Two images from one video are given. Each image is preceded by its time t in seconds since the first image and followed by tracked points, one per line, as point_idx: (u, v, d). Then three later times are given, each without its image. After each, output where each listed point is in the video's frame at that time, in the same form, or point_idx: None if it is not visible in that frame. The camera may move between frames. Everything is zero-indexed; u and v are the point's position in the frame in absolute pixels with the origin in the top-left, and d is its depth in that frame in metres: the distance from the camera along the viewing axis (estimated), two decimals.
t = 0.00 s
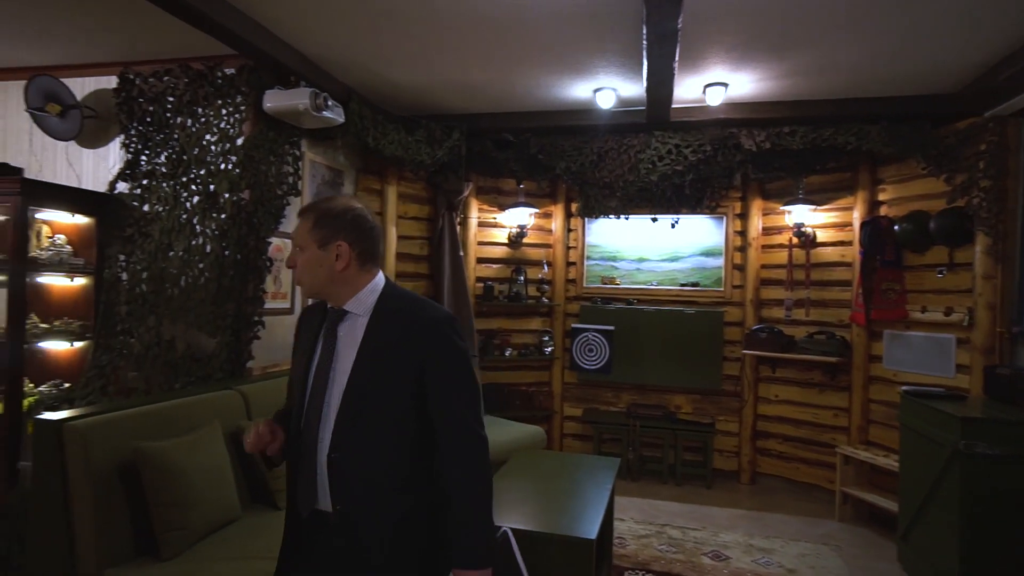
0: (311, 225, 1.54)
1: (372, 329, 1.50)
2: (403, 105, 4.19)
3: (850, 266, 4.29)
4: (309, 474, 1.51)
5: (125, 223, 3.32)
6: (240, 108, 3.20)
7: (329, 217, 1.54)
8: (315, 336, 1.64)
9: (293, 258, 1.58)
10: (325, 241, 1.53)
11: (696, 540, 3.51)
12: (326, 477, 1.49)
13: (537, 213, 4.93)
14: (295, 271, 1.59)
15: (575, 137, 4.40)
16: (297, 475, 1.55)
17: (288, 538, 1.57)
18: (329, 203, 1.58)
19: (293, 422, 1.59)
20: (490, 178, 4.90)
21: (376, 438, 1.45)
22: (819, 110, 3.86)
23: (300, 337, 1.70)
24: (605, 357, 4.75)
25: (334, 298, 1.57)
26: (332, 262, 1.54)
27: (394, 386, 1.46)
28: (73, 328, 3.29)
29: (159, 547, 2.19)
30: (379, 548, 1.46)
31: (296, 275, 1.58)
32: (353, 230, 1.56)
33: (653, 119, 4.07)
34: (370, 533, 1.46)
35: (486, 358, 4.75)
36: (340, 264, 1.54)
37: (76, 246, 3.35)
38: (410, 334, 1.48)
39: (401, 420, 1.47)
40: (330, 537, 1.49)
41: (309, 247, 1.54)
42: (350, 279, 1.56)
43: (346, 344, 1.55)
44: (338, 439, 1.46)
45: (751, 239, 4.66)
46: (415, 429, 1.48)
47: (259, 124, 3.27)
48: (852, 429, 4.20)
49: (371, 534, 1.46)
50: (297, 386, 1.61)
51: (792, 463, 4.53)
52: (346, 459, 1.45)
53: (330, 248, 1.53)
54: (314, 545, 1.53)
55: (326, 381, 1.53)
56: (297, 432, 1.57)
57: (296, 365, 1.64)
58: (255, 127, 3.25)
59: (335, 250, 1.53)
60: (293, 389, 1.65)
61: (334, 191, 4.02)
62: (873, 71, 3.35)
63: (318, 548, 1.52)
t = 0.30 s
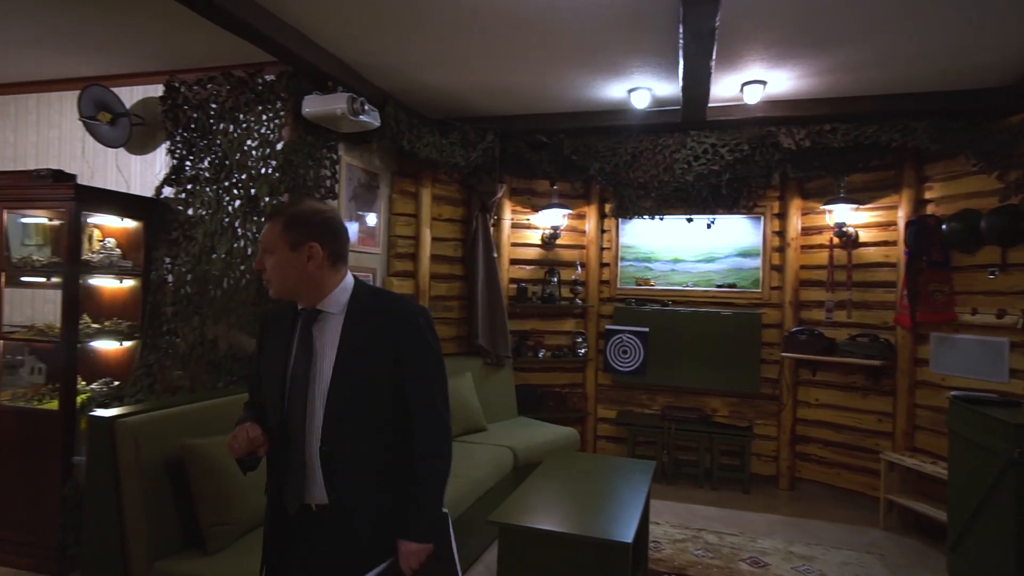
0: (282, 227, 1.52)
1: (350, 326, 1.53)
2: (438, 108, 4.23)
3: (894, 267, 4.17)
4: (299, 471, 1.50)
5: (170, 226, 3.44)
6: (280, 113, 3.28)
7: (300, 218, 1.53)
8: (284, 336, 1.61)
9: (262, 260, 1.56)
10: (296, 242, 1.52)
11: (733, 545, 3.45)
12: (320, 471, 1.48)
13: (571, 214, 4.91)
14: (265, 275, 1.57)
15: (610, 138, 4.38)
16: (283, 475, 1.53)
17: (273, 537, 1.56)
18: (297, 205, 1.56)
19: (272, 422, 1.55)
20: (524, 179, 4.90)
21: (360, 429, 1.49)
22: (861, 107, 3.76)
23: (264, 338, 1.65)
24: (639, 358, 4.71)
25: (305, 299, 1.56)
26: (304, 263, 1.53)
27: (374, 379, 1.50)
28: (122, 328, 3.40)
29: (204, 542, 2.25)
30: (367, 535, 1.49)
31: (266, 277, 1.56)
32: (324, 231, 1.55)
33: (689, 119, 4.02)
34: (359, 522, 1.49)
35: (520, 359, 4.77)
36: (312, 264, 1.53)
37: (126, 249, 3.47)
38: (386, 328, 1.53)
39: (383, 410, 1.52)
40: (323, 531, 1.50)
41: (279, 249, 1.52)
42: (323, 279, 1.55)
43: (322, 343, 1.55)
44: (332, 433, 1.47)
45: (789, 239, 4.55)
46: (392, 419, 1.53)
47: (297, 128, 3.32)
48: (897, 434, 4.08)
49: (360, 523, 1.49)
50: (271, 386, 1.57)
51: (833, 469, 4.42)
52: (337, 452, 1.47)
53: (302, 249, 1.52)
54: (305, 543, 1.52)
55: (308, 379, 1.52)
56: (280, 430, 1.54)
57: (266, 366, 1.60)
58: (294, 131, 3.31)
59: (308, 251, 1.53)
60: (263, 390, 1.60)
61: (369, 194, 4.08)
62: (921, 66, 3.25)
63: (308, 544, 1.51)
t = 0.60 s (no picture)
0: (278, 230, 1.52)
1: (353, 321, 1.53)
2: (470, 110, 4.25)
3: (939, 267, 4.04)
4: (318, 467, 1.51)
5: (210, 229, 3.53)
6: (315, 117, 3.34)
7: (296, 221, 1.53)
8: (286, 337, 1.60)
9: (257, 264, 1.55)
10: (293, 245, 1.52)
11: (769, 551, 3.38)
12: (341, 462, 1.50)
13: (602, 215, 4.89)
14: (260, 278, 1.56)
15: (642, 137, 4.34)
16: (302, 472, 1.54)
17: (297, 532, 1.60)
18: (293, 209, 1.56)
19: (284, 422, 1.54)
20: (555, 180, 4.89)
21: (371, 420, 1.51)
22: (903, 102, 3.65)
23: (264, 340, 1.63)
24: (672, 360, 4.66)
25: (301, 301, 1.55)
26: (302, 265, 1.52)
27: (380, 369, 1.53)
28: (164, 327, 3.50)
29: (242, 537, 2.30)
30: (388, 522, 1.53)
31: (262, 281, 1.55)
32: (321, 234, 1.55)
33: (723, 117, 3.96)
34: (381, 509, 1.52)
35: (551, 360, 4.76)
36: (309, 267, 1.53)
37: (167, 251, 3.57)
38: (385, 319, 1.55)
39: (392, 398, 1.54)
40: (349, 522, 1.53)
41: (276, 252, 1.52)
42: (321, 280, 1.55)
43: (326, 340, 1.54)
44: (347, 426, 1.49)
45: (827, 238, 4.45)
46: (399, 407, 1.56)
47: (332, 131, 3.38)
48: (942, 440, 3.95)
49: (383, 509, 1.52)
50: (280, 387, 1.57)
51: (873, 474, 4.30)
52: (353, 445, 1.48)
53: (299, 251, 1.52)
54: (327, 536, 1.54)
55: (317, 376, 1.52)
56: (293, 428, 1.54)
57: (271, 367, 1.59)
58: (329, 135, 3.37)
59: (306, 252, 1.52)
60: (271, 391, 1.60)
61: (402, 195, 4.12)
62: (968, 59, 3.14)
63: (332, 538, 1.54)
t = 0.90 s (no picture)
0: (308, 228, 1.53)
1: (378, 320, 1.54)
2: (498, 109, 4.26)
3: (983, 265, 3.91)
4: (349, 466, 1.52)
5: (245, 230, 3.60)
6: (346, 119, 3.38)
7: (326, 220, 1.54)
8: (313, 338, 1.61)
9: (286, 262, 1.54)
10: (324, 244, 1.53)
11: (804, 555, 3.31)
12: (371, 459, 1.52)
13: (631, 214, 4.85)
14: (286, 275, 1.56)
15: (672, 135, 4.30)
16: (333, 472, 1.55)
17: (329, 528, 1.61)
18: (321, 209, 1.57)
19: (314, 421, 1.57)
20: (584, 179, 4.87)
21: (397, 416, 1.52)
22: (945, 96, 3.54)
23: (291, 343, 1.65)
24: (702, 360, 4.61)
25: (328, 299, 1.56)
26: (332, 264, 1.53)
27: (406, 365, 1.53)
28: (200, 326, 3.58)
29: (276, 532, 2.34)
30: (416, 516, 1.53)
31: (290, 279, 1.55)
32: (350, 234, 1.57)
33: (756, 113, 3.90)
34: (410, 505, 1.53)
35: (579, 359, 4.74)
36: (339, 266, 1.54)
37: (204, 251, 3.65)
38: (406, 316, 1.56)
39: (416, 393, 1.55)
40: (381, 519, 1.54)
41: (307, 250, 1.52)
42: (349, 279, 1.56)
43: (353, 339, 1.56)
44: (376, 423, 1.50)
45: (864, 236, 4.34)
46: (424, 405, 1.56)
47: (363, 133, 3.42)
48: (986, 444, 3.82)
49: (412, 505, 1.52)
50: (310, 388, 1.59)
51: (912, 478, 4.19)
52: (381, 442, 1.49)
53: (330, 250, 1.53)
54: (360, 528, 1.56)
55: (345, 376, 1.53)
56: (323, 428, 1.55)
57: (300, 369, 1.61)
58: (360, 136, 3.41)
59: (337, 251, 1.54)
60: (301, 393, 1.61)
61: (431, 195, 4.15)
62: (1014, 50, 3.03)
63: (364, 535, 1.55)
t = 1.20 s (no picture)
0: (366, 225, 1.52)
1: (423, 318, 1.55)
2: (520, 108, 4.25)
3: (1020, 264, 3.80)
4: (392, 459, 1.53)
5: (270, 230, 3.67)
6: (370, 119, 3.41)
7: (383, 218, 1.55)
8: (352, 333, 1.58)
9: (341, 258, 1.52)
10: (381, 241, 1.54)
11: (833, 559, 3.25)
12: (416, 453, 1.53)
13: (655, 212, 4.81)
14: (338, 270, 1.54)
15: (696, 133, 4.25)
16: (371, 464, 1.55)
17: (362, 522, 1.59)
18: (375, 207, 1.57)
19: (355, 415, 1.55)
20: (607, 178, 4.85)
21: (440, 413, 1.53)
22: (980, 89, 3.44)
23: (327, 337, 1.61)
24: (727, 360, 4.56)
25: (378, 296, 1.56)
26: (387, 261, 1.54)
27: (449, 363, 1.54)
28: (228, 325, 3.64)
29: (303, 528, 2.37)
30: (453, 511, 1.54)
31: (344, 275, 1.53)
32: (404, 234, 1.58)
33: (782, 110, 3.83)
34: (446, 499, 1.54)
35: (603, 359, 4.72)
36: (393, 263, 1.55)
37: (231, 252, 3.71)
38: (449, 314, 1.57)
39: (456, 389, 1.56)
40: (417, 513, 1.55)
41: (365, 247, 1.52)
42: (399, 276, 1.58)
43: (399, 335, 1.56)
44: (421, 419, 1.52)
45: (895, 233, 4.24)
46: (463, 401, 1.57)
47: (386, 133, 3.44)
48: None
49: (449, 499, 1.54)
50: (349, 383, 1.57)
51: (946, 482, 4.09)
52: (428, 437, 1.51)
53: (386, 248, 1.54)
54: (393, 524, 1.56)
55: (391, 371, 1.53)
56: (365, 423, 1.54)
57: (338, 364, 1.59)
58: (384, 136, 3.43)
59: (393, 248, 1.55)
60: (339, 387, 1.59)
61: (454, 195, 4.16)
62: None
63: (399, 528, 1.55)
